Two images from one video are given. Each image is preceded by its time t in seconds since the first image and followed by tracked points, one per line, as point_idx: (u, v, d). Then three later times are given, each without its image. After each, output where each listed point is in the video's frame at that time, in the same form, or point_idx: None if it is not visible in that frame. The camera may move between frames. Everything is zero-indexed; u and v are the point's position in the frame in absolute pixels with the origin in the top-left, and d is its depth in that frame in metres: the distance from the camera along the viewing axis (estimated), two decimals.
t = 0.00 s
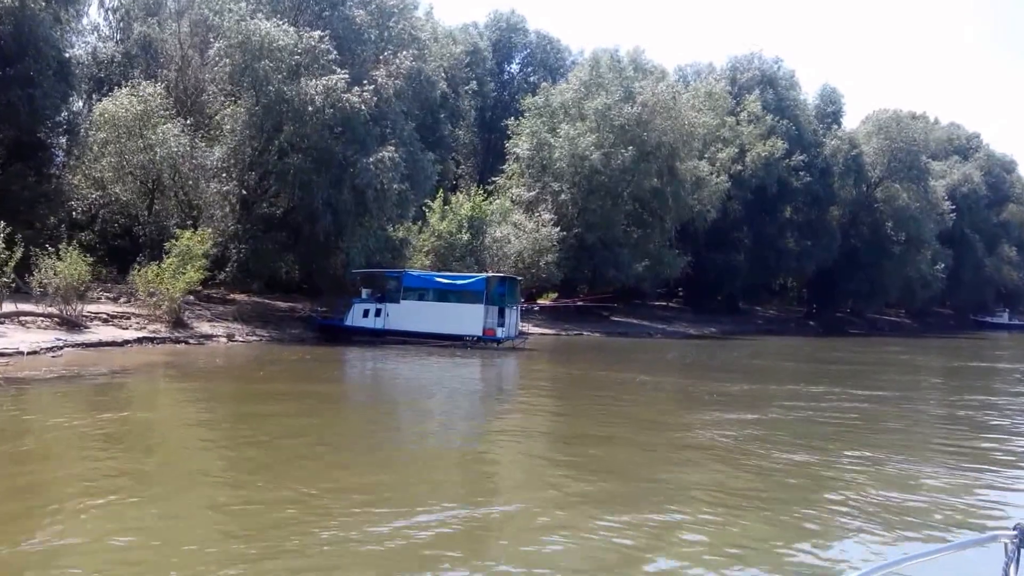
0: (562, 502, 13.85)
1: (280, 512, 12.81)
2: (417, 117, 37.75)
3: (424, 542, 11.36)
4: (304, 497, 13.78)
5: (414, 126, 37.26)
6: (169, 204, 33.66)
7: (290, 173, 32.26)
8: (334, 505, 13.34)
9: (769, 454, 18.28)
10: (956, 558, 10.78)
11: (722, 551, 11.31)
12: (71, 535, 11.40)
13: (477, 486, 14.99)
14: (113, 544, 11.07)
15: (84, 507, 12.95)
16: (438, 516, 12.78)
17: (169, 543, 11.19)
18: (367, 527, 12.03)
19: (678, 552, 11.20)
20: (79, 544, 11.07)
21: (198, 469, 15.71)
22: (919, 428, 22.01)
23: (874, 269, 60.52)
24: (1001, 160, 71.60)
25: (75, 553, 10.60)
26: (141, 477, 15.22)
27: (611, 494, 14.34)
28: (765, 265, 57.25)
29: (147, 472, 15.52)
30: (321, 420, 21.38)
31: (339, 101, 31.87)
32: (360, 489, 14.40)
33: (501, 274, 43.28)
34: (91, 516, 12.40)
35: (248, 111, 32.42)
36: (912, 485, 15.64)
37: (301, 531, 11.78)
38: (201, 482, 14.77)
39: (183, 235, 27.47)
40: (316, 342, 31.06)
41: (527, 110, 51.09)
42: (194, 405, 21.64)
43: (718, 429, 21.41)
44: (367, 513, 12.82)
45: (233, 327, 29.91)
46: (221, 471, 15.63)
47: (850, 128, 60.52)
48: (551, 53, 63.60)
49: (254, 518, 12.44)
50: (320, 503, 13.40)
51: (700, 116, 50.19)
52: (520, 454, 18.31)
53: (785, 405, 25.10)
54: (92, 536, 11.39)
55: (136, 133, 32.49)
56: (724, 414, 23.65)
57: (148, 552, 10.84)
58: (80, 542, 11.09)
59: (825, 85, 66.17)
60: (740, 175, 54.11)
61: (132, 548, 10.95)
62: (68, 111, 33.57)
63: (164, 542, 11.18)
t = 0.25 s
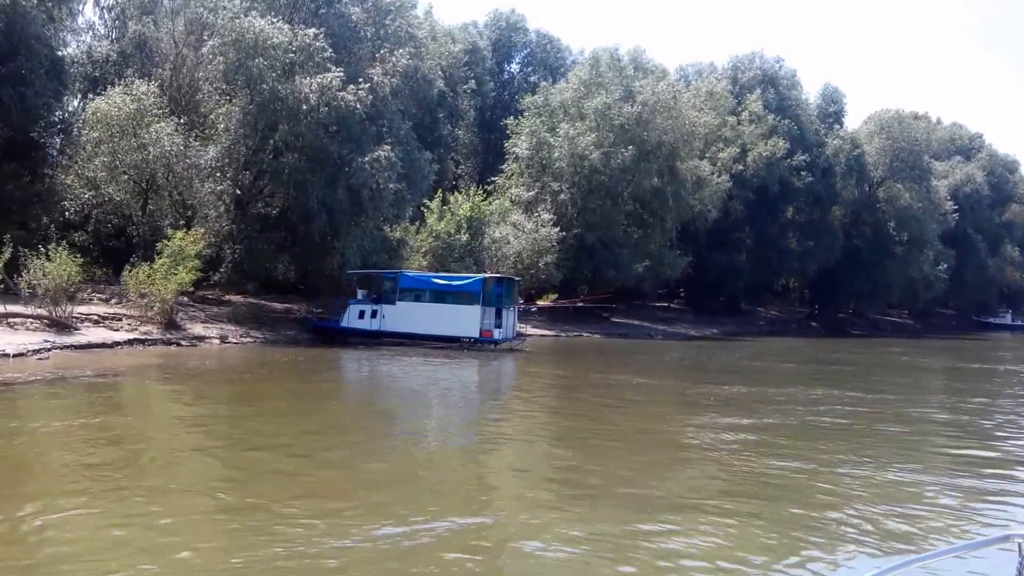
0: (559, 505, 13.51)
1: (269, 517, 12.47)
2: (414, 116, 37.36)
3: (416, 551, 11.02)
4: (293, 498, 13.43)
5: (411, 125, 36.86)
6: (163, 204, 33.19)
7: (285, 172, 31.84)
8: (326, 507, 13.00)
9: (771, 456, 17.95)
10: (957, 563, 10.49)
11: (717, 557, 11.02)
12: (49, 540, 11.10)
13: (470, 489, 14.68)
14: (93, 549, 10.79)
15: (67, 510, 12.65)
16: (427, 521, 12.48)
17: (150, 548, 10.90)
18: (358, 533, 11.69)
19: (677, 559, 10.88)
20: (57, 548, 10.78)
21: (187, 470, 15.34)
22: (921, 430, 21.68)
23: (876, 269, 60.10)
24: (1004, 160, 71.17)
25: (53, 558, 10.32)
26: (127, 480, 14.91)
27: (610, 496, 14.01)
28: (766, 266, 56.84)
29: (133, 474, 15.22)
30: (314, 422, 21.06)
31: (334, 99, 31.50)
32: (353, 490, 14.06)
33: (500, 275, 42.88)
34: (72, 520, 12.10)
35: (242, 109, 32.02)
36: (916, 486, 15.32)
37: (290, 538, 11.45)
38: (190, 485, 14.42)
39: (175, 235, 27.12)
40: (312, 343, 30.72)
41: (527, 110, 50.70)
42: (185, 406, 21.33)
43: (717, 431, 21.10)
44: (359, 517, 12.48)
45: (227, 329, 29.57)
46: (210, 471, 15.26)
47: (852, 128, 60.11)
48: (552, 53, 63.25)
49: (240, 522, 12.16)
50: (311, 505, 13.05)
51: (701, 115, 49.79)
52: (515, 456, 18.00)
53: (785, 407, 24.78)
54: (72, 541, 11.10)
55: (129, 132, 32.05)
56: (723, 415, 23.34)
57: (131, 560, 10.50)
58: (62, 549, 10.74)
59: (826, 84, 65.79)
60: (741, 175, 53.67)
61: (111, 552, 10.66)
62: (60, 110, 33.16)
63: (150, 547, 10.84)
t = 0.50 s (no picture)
0: (552, 510, 13.13)
1: (252, 522, 12.09)
2: (412, 115, 36.96)
3: (408, 560, 10.63)
4: (282, 504, 13.02)
5: (409, 125, 36.47)
6: (158, 205, 33.02)
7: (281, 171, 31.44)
8: (315, 513, 12.58)
9: (772, 459, 17.54)
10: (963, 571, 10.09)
11: (713, 565, 10.63)
12: (22, 546, 10.74)
13: (462, 493, 14.29)
14: (67, 556, 10.42)
15: (44, 514, 12.28)
16: (415, 526, 12.09)
17: (125, 554, 10.53)
18: (349, 540, 11.29)
19: (678, 568, 10.49)
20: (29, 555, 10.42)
21: (173, 475, 14.92)
22: (926, 433, 21.27)
23: (880, 270, 59.65)
24: (1009, 160, 70.71)
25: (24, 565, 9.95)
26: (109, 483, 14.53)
27: (608, 501, 13.60)
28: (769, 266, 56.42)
29: (118, 477, 14.84)
30: (306, 424, 20.67)
31: (330, 98, 31.12)
32: (344, 495, 13.64)
33: (500, 275, 42.47)
34: (48, 525, 11.74)
35: (237, 108, 31.65)
36: (923, 491, 14.92)
37: (278, 547, 11.04)
38: (174, 489, 14.01)
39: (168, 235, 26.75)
40: (308, 345, 30.34)
41: (528, 109, 50.33)
42: (176, 408, 20.95)
43: (717, 434, 20.69)
44: (349, 523, 12.08)
45: (222, 330, 29.19)
46: (198, 476, 14.85)
47: (855, 128, 59.75)
48: (553, 53, 62.89)
49: (222, 527, 11.78)
50: (300, 510, 12.65)
51: (703, 115, 49.37)
52: (510, 459, 17.60)
53: (787, 410, 24.38)
54: (46, 547, 10.73)
55: (123, 132, 31.76)
56: (724, 418, 22.93)
57: (104, 568, 10.10)
58: (39, 559, 10.34)
59: (830, 84, 65.38)
60: (744, 175, 53.16)
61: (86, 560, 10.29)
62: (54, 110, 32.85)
63: (124, 555, 10.44)
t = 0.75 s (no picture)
0: (549, 515, 12.69)
1: (236, 528, 11.66)
2: (411, 115, 36.53)
3: (397, 567, 10.19)
4: (272, 510, 12.57)
5: (409, 125, 36.05)
6: (156, 205, 32.90)
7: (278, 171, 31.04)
8: (307, 519, 12.15)
9: (776, 464, 17.09)
10: None
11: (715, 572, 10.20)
12: None
13: (456, 497, 13.85)
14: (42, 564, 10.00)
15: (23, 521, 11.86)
16: (406, 531, 11.66)
17: (102, 562, 10.10)
18: (335, 548, 10.85)
19: None
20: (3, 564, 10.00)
21: (162, 479, 14.48)
22: (933, 436, 20.81)
23: (885, 270, 59.16)
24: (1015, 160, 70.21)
25: None
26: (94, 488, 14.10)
27: (610, 505, 13.17)
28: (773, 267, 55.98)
29: (102, 482, 14.41)
30: (301, 428, 20.23)
31: (328, 97, 30.71)
32: (334, 501, 13.20)
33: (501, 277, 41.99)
34: (25, 531, 11.31)
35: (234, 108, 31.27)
36: (934, 496, 14.49)
37: (265, 554, 10.62)
38: (159, 495, 13.58)
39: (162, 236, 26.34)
40: (305, 348, 29.90)
41: (530, 109, 49.86)
42: (168, 412, 20.52)
43: (720, 437, 20.24)
44: (338, 530, 11.64)
45: (218, 334, 28.77)
46: (186, 480, 14.42)
47: (859, 128, 59.31)
48: (557, 52, 62.39)
49: (206, 534, 11.35)
50: (290, 516, 12.20)
51: (707, 114, 48.91)
52: (509, 462, 17.15)
53: (791, 413, 23.92)
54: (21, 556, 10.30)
55: (119, 132, 31.58)
56: (727, 421, 22.48)
57: None
58: (14, 567, 9.91)
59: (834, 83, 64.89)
60: (749, 176, 52.62)
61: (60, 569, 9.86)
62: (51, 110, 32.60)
63: (99, 564, 10.01)
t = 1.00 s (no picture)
0: (546, 517, 12.31)
1: (223, 531, 11.29)
2: (412, 115, 36.08)
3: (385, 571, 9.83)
4: (263, 513, 12.22)
5: (409, 126, 35.60)
6: (154, 207, 32.62)
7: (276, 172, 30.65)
8: (297, 522, 11.79)
9: (781, 467, 16.69)
10: None
11: None
12: None
13: (452, 500, 13.47)
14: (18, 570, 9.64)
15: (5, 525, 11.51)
16: (397, 534, 11.28)
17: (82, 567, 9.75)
18: (323, 551, 10.50)
19: None
20: None
21: (151, 484, 14.13)
22: (942, 438, 20.40)
23: (892, 271, 58.66)
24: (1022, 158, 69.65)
25: None
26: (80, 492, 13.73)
27: (610, 508, 12.79)
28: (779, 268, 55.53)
29: (90, 486, 14.05)
30: (297, 430, 19.84)
31: (326, 97, 30.33)
32: (326, 504, 12.82)
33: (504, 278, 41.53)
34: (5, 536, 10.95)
35: (231, 108, 30.93)
36: (943, 500, 14.10)
37: (252, 558, 10.26)
38: (147, 499, 13.22)
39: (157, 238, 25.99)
40: (304, 351, 29.52)
41: (533, 110, 49.41)
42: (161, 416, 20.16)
43: (724, 439, 19.84)
44: (328, 532, 11.28)
45: (216, 337, 28.40)
46: (176, 484, 14.06)
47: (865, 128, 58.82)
48: (561, 53, 61.93)
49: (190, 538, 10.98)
50: (279, 520, 11.85)
51: (711, 114, 48.43)
52: (508, 465, 16.77)
53: (796, 414, 23.52)
54: None
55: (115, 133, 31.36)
56: (731, 423, 22.09)
57: None
58: None
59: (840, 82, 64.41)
60: (753, 175, 52.19)
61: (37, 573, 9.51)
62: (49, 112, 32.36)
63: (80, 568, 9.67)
